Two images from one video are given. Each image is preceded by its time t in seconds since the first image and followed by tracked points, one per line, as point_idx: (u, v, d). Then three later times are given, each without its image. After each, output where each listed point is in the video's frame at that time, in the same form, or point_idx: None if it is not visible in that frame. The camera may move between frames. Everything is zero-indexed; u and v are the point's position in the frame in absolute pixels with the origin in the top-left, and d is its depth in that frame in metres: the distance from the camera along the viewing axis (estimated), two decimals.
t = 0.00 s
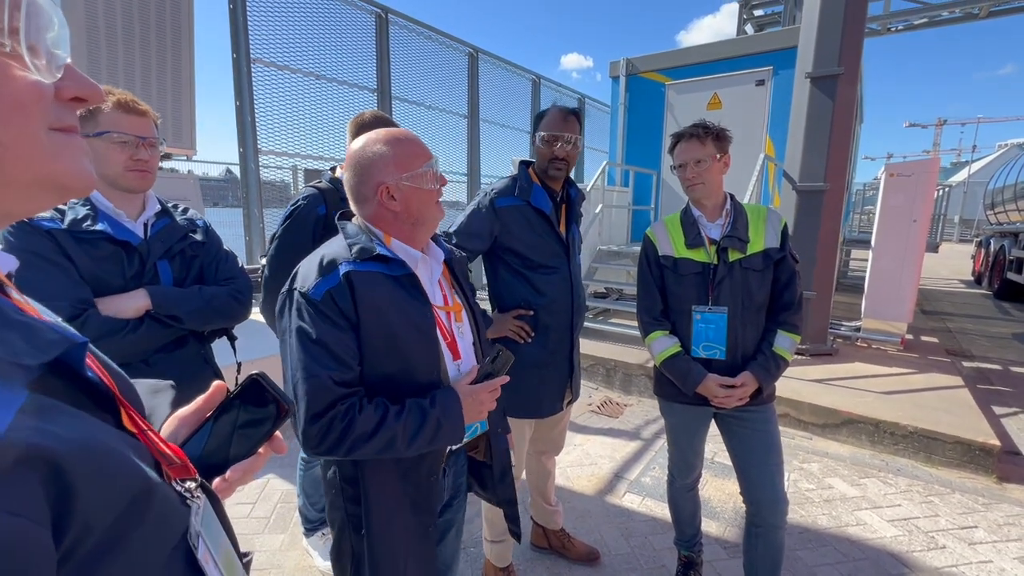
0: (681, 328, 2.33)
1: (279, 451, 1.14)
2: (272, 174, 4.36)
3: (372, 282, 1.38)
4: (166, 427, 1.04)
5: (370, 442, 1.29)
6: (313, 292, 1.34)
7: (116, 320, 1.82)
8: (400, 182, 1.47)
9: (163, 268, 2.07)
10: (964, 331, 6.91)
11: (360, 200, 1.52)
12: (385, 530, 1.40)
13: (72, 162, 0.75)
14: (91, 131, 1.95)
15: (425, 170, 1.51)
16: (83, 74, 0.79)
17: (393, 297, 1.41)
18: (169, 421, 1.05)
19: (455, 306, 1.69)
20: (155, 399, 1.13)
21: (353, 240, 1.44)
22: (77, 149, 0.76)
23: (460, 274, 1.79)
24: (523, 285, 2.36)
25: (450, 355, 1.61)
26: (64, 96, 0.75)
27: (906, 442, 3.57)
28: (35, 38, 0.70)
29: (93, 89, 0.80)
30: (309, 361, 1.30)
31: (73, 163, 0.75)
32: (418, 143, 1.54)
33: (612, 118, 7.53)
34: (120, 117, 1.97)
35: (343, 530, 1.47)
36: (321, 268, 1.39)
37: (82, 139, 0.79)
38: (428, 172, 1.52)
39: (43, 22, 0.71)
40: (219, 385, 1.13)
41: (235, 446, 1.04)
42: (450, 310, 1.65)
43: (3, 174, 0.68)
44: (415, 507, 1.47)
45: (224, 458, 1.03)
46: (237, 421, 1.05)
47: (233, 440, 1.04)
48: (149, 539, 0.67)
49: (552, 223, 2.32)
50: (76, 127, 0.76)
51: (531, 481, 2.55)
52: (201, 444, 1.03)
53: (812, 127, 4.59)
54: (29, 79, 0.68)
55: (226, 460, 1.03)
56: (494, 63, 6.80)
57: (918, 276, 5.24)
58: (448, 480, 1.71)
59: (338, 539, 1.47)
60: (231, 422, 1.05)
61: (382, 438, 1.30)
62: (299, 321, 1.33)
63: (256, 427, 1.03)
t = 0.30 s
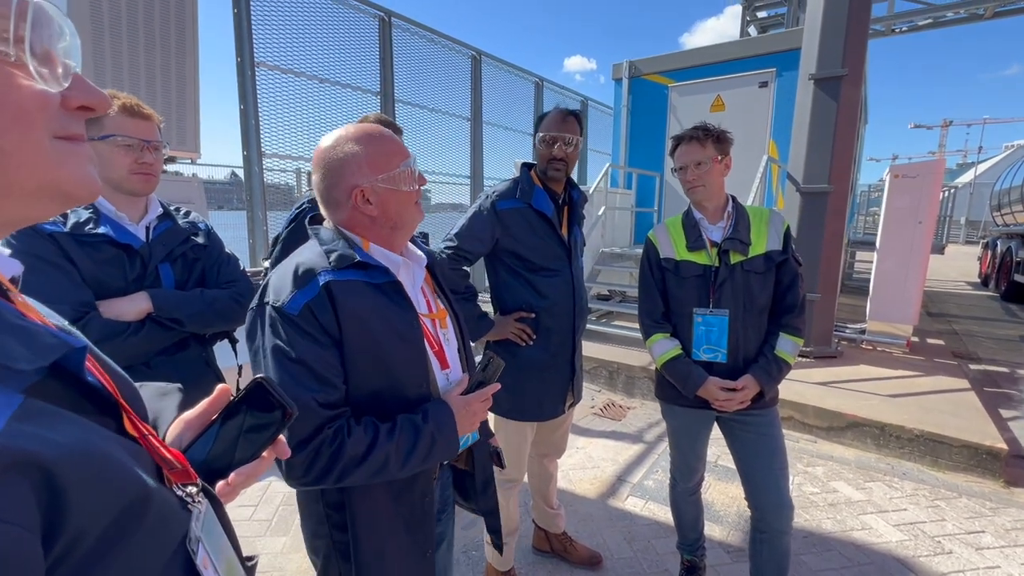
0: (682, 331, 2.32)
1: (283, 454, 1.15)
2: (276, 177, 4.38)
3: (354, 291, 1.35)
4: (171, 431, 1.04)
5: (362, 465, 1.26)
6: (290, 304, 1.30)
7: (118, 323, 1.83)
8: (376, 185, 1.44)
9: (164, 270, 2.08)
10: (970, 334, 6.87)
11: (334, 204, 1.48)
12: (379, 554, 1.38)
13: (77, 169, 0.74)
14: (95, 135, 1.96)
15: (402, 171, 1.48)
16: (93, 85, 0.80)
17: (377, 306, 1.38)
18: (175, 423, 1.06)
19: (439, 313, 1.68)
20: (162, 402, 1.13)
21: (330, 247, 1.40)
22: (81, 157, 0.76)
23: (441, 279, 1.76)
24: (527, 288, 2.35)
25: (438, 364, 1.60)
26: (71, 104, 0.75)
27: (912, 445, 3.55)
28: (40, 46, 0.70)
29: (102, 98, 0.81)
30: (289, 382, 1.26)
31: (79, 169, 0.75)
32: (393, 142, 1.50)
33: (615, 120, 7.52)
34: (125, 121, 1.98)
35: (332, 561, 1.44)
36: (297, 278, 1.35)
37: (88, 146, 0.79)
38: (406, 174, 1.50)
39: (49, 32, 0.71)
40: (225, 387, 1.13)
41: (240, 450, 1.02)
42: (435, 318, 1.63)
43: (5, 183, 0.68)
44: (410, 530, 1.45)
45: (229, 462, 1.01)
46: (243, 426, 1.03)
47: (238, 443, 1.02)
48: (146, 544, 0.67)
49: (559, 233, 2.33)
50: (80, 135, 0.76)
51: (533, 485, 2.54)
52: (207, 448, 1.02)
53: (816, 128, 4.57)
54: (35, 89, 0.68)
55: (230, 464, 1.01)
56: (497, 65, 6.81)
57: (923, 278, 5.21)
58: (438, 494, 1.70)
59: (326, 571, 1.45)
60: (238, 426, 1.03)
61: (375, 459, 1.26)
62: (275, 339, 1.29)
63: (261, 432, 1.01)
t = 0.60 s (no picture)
0: (690, 333, 2.32)
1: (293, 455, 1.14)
2: (281, 180, 4.40)
3: (345, 297, 1.35)
4: (183, 431, 1.05)
5: (356, 480, 1.26)
6: (279, 312, 1.28)
7: (125, 326, 1.84)
8: (368, 189, 1.43)
9: (171, 273, 2.09)
10: (979, 334, 6.81)
11: (324, 207, 1.48)
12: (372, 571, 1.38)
13: (90, 175, 0.75)
14: (105, 139, 1.99)
15: (395, 175, 1.47)
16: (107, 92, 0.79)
17: (371, 313, 1.37)
18: (186, 426, 1.06)
19: (433, 319, 1.66)
20: (174, 403, 1.13)
21: (322, 252, 1.40)
22: (96, 164, 0.76)
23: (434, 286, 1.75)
24: (533, 291, 2.34)
25: (433, 373, 1.59)
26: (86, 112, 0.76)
27: (920, 447, 3.52)
28: (59, 55, 0.70)
29: (116, 106, 0.80)
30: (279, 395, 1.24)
31: (92, 176, 0.75)
32: (387, 145, 1.49)
33: (619, 120, 7.51)
34: (134, 125, 2.00)
35: None
36: (286, 284, 1.33)
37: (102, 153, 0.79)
38: (398, 177, 1.49)
39: (65, 40, 0.71)
40: (235, 388, 1.11)
41: (250, 452, 1.02)
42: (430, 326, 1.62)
43: (21, 190, 0.68)
44: (402, 548, 1.44)
45: (240, 463, 1.02)
46: (254, 427, 1.03)
47: (249, 444, 1.03)
48: (164, 544, 0.67)
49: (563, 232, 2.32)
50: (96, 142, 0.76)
51: (538, 487, 2.54)
52: (219, 448, 1.03)
53: (822, 128, 4.55)
54: (52, 97, 0.68)
55: (241, 464, 1.02)
56: (501, 67, 6.82)
57: (931, 279, 5.17)
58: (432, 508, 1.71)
59: None
60: (247, 428, 1.03)
61: (369, 474, 1.26)
62: (263, 348, 1.27)
63: (274, 434, 1.01)
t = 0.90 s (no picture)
0: (697, 334, 2.31)
1: (299, 453, 1.13)
2: (286, 181, 4.41)
3: (342, 301, 1.35)
4: (191, 429, 1.06)
5: (360, 489, 1.26)
6: (276, 317, 1.28)
7: (132, 327, 1.86)
8: (364, 191, 1.44)
9: (177, 275, 2.09)
10: (987, 334, 6.75)
11: (321, 210, 1.48)
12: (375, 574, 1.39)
13: (104, 180, 0.75)
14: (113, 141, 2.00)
15: (392, 177, 1.47)
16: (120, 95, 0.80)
17: (368, 316, 1.38)
18: (193, 424, 1.07)
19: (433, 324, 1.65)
20: (182, 401, 1.14)
21: (319, 255, 1.40)
22: (110, 167, 0.77)
23: (433, 287, 1.74)
24: (537, 290, 2.34)
25: (432, 378, 1.59)
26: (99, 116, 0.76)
27: (928, 447, 3.49)
28: (76, 60, 0.70)
29: (128, 106, 0.80)
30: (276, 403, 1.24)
31: (106, 179, 0.76)
32: (384, 146, 1.49)
33: (623, 120, 7.49)
34: (142, 128, 2.02)
35: None
36: (283, 288, 1.33)
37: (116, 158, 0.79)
38: (396, 179, 1.48)
39: (82, 46, 0.72)
40: (241, 386, 1.11)
41: (257, 451, 1.02)
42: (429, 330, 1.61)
43: (36, 194, 0.68)
44: (404, 554, 1.44)
45: (247, 462, 1.02)
46: (260, 426, 1.03)
47: (256, 444, 1.02)
48: (179, 542, 0.66)
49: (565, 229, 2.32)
50: (110, 146, 0.76)
51: (543, 487, 2.54)
52: (227, 446, 1.03)
53: (827, 126, 4.52)
54: (69, 101, 0.69)
55: (248, 464, 1.02)
56: (505, 68, 6.82)
57: (939, 278, 5.13)
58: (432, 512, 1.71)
59: None
60: (254, 428, 1.03)
61: (374, 484, 1.27)
62: (260, 353, 1.26)
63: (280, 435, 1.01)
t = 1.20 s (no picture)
0: (702, 333, 2.30)
1: (299, 451, 1.13)
2: (289, 180, 4.42)
3: (338, 299, 1.35)
4: (192, 428, 1.06)
5: (366, 489, 1.26)
6: (273, 314, 1.28)
7: (136, 326, 1.86)
8: (349, 193, 1.43)
9: (180, 274, 2.10)
10: (993, 331, 6.71)
11: (314, 209, 1.50)
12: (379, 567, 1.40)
13: (99, 177, 0.75)
14: (115, 141, 2.01)
15: (380, 180, 1.44)
16: (116, 92, 0.80)
17: (366, 313, 1.38)
18: (193, 424, 1.06)
19: (434, 325, 1.64)
20: (181, 401, 1.14)
21: (315, 254, 1.41)
22: (105, 163, 0.77)
23: (433, 286, 1.73)
24: (540, 288, 2.33)
25: (431, 376, 1.57)
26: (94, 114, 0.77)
27: (934, 446, 3.47)
28: (70, 57, 0.70)
29: (124, 103, 0.80)
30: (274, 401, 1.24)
31: (101, 177, 0.76)
32: (376, 147, 1.46)
33: (626, 118, 7.47)
34: (143, 126, 2.02)
35: None
36: (281, 285, 1.34)
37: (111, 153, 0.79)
38: (385, 182, 1.45)
39: (76, 41, 0.71)
40: (241, 384, 1.11)
41: (257, 451, 1.02)
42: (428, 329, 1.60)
43: (30, 190, 0.68)
44: (406, 553, 1.44)
45: (247, 462, 1.01)
46: (260, 426, 1.03)
47: (255, 444, 1.02)
48: (177, 543, 0.66)
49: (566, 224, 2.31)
50: (105, 142, 0.76)
51: (546, 486, 2.53)
52: (225, 448, 1.02)
53: (832, 123, 4.49)
54: (62, 97, 0.68)
55: (248, 463, 1.01)
56: (508, 66, 6.80)
57: (945, 275, 5.10)
58: (434, 511, 1.71)
59: None
60: (254, 427, 1.03)
61: (378, 486, 1.27)
62: (260, 349, 1.26)
63: (280, 435, 1.01)
